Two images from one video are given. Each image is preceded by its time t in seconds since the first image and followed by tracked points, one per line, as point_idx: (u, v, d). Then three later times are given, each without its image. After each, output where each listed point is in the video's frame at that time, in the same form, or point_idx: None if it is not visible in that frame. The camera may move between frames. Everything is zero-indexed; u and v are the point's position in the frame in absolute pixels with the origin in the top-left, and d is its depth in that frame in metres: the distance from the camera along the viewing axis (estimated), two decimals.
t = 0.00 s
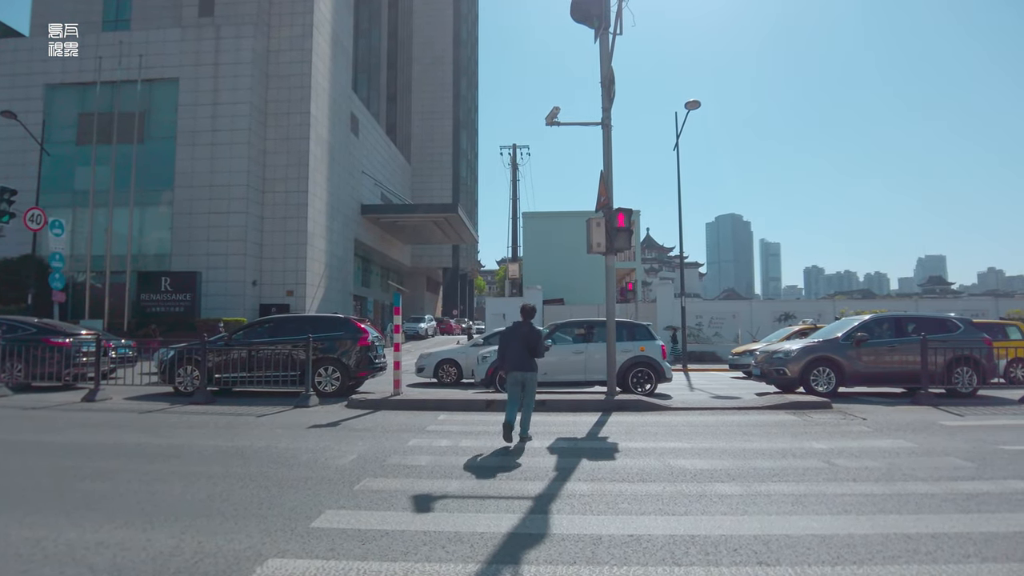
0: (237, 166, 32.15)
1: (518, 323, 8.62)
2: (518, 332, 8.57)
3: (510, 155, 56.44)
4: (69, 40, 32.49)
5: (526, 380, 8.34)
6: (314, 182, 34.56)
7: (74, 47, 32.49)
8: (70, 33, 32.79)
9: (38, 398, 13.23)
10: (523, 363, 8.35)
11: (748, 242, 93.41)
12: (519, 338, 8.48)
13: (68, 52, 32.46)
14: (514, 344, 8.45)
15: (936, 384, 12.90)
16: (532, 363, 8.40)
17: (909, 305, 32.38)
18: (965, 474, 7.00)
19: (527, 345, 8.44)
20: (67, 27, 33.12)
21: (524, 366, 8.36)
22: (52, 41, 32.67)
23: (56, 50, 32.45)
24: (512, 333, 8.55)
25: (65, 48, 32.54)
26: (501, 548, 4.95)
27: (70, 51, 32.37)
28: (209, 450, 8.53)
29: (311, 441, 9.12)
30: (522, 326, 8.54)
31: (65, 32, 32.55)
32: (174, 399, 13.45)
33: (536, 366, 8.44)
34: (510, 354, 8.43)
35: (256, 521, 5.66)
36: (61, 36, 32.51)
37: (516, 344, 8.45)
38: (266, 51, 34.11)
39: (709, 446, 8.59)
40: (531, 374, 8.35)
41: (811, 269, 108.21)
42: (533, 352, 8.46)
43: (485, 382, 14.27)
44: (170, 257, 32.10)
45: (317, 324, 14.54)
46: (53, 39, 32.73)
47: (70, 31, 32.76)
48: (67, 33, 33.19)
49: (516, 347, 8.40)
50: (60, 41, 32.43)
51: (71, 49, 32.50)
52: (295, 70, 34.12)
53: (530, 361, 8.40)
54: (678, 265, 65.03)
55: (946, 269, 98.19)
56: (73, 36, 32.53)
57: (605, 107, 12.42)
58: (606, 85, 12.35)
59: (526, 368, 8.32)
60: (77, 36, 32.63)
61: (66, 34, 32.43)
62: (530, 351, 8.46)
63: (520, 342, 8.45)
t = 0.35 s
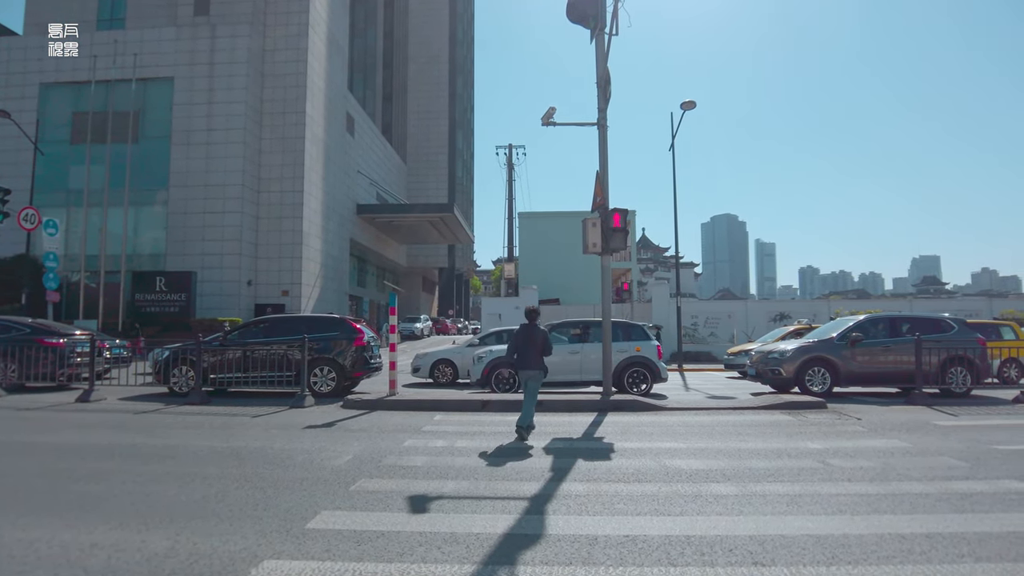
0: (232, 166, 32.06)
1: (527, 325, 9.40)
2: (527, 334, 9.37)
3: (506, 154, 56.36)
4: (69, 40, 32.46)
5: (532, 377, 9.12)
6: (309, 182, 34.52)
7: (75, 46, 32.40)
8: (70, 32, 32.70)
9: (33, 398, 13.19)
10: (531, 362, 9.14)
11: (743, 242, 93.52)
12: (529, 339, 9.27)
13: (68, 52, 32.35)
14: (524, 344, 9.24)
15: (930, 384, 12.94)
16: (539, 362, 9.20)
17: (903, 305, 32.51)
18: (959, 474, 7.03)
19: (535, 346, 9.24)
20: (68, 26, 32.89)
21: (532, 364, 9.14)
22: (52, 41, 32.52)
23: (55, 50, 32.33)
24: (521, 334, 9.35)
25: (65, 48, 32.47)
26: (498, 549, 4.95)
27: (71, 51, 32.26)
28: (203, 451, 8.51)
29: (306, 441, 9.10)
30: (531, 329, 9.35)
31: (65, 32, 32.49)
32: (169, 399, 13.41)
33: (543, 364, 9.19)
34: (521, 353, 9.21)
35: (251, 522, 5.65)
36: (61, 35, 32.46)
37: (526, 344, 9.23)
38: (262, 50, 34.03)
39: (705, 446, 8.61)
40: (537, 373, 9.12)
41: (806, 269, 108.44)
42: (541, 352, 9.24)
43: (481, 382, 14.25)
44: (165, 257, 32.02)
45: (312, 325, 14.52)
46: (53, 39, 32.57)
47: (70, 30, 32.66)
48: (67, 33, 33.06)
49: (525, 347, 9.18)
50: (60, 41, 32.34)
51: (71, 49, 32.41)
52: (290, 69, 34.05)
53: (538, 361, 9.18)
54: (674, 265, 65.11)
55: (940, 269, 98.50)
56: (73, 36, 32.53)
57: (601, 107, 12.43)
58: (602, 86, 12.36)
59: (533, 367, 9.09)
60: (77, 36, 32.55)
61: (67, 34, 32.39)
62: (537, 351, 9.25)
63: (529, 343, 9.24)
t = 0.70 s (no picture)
0: (228, 165, 31.97)
1: (536, 322, 9.74)
2: (538, 332, 9.78)
3: (502, 154, 56.33)
4: (70, 40, 32.24)
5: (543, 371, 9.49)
6: (305, 181, 34.45)
7: (75, 47, 32.18)
8: (71, 32, 32.34)
9: (26, 398, 13.11)
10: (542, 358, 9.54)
11: (739, 242, 93.66)
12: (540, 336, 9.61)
13: (68, 52, 32.11)
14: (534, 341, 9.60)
15: (925, 384, 12.97)
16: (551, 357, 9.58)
17: (898, 305, 32.60)
18: (955, 473, 7.04)
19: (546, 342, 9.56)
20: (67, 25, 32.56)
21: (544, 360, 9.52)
22: (51, 41, 32.26)
23: (55, 50, 32.04)
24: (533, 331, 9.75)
25: (65, 48, 32.22)
26: (493, 549, 4.93)
27: (71, 51, 32.05)
28: (197, 451, 8.47)
29: (301, 441, 9.07)
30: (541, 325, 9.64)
31: (65, 32, 32.17)
32: (163, 399, 13.35)
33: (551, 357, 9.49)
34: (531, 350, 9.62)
35: (245, 523, 5.61)
36: (61, 35, 32.14)
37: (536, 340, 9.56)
38: (257, 49, 33.92)
39: (701, 446, 8.60)
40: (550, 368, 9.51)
41: (801, 269, 108.71)
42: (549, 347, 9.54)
43: (477, 382, 14.22)
44: (160, 257, 31.91)
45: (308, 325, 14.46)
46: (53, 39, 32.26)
47: (70, 29, 32.31)
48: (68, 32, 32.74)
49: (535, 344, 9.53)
50: (60, 41, 32.09)
51: (71, 49, 32.18)
52: (286, 68, 33.95)
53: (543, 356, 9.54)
54: (670, 265, 65.19)
55: (935, 270, 98.85)
56: (74, 36, 32.27)
57: (598, 107, 12.41)
58: (599, 84, 12.34)
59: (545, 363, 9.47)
60: (77, 36, 32.33)
61: (67, 34, 32.10)
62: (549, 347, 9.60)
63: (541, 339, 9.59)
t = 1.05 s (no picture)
0: (224, 165, 31.94)
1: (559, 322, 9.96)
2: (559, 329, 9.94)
3: (498, 154, 56.34)
4: (69, 40, 32.13)
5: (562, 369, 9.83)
6: (301, 181, 34.45)
7: (75, 47, 32.11)
8: (71, 32, 32.24)
9: (22, 398, 13.10)
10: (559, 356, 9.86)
11: (734, 242, 93.88)
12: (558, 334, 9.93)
13: (68, 52, 32.02)
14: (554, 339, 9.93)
15: (917, 382, 13.06)
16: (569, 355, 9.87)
17: (892, 304, 32.76)
18: (947, 471, 7.12)
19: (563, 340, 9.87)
20: (67, 25, 32.44)
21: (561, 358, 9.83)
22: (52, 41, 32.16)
23: (55, 50, 31.94)
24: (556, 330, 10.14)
25: (65, 48, 32.12)
26: (489, 546, 4.98)
27: (71, 51, 31.97)
28: (194, 449, 8.50)
29: (297, 440, 9.11)
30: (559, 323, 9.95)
31: (65, 32, 32.05)
32: (159, 399, 13.36)
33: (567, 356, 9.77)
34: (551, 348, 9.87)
35: (241, 521, 5.65)
36: (61, 35, 32.02)
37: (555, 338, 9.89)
38: (253, 49, 33.92)
39: (696, 444, 8.66)
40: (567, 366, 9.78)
41: (795, 269, 109.11)
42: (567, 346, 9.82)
43: (473, 382, 14.26)
44: (156, 256, 31.88)
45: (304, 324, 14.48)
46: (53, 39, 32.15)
47: (70, 29, 32.21)
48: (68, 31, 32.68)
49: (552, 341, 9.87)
50: (60, 41, 31.98)
51: (71, 49, 32.10)
52: (283, 67, 33.96)
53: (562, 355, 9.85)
54: (665, 265, 65.33)
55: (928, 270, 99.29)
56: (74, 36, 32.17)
57: (593, 107, 12.47)
58: (594, 85, 12.39)
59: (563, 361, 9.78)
60: (77, 37, 32.24)
61: (67, 34, 32.00)
62: (568, 346, 9.90)
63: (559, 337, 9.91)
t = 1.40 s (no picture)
0: (219, 164, 31.86)
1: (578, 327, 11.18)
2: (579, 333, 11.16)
3: (494, 155, 56.33)
4: (69, 40, 31.88)
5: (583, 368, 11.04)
6: (296, 180, 34.36)
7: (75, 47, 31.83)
8: (71, 32, 32.01)
9: (15, 398, 13.03)
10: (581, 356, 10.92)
11: (729, 243, 94.01)
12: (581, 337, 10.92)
13: (68, 52, 31.78)
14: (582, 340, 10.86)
15: (913, 382, 13.09)
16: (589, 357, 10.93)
17: (886, 304, 32.85)
18: (942, 470, 7.13)
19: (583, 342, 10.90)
20: (67, 25, 32.25)
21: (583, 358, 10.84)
22: (51, 41, 31.95)
23: (55, 50, 31.72)
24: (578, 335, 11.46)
25: (65, 48, 31.87)
26: (485, 546, 4.96)
27: (71, 51, 31.70)
28: (188, 450, 8.46)
29: (292, 441, 9.07)
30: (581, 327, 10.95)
31: (65, 32, 31.80)
32: (153, 399, 13.30)
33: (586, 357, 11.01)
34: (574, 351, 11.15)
35: (236, 522, 5.61)
36: (61, 35, 31.82)
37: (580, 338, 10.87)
38: (248, 49, 33.81)
39: (692, 444, 8.65)
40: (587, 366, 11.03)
41: (790, 270, 109.29)
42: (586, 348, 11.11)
43: (469, 382, 14.23)
44: (150, 256, 31.76)
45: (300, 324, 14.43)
46: (53, 38, 31.92)
47: (70, 29, 31.99)
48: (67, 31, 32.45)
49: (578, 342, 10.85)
50: (60, 41, 31.77)
51: (71, 49, 31.81)
52: (278, 67, 33.88)
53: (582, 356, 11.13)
54: (661, 265, 65.36)
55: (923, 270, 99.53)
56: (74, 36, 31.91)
57: (589, 107, 12.46)
58: (590, 85, 12.37)
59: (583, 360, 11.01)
60: (77, 37, 32.05)
61: (67, 34, 31.75)
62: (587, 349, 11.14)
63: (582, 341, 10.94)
